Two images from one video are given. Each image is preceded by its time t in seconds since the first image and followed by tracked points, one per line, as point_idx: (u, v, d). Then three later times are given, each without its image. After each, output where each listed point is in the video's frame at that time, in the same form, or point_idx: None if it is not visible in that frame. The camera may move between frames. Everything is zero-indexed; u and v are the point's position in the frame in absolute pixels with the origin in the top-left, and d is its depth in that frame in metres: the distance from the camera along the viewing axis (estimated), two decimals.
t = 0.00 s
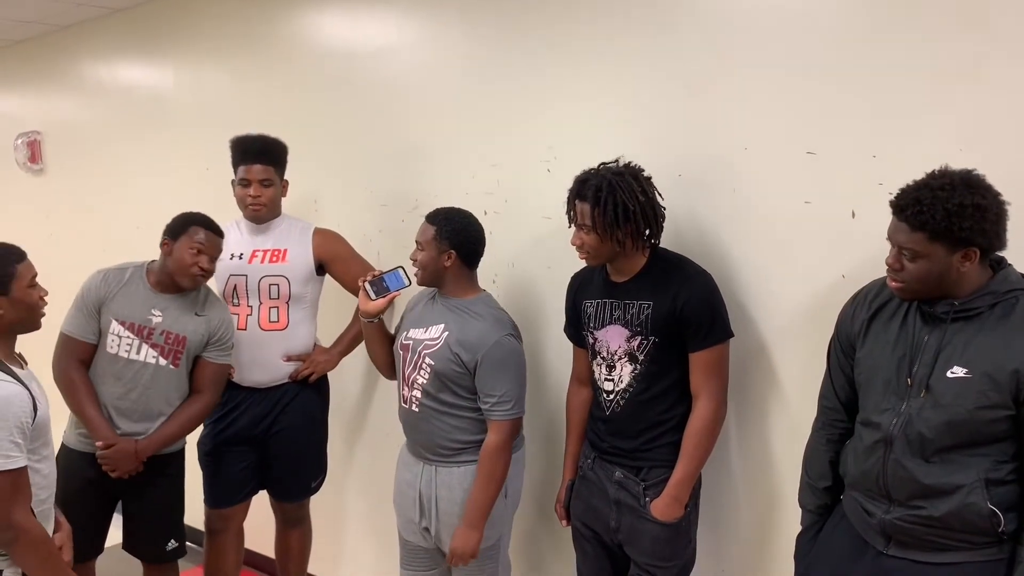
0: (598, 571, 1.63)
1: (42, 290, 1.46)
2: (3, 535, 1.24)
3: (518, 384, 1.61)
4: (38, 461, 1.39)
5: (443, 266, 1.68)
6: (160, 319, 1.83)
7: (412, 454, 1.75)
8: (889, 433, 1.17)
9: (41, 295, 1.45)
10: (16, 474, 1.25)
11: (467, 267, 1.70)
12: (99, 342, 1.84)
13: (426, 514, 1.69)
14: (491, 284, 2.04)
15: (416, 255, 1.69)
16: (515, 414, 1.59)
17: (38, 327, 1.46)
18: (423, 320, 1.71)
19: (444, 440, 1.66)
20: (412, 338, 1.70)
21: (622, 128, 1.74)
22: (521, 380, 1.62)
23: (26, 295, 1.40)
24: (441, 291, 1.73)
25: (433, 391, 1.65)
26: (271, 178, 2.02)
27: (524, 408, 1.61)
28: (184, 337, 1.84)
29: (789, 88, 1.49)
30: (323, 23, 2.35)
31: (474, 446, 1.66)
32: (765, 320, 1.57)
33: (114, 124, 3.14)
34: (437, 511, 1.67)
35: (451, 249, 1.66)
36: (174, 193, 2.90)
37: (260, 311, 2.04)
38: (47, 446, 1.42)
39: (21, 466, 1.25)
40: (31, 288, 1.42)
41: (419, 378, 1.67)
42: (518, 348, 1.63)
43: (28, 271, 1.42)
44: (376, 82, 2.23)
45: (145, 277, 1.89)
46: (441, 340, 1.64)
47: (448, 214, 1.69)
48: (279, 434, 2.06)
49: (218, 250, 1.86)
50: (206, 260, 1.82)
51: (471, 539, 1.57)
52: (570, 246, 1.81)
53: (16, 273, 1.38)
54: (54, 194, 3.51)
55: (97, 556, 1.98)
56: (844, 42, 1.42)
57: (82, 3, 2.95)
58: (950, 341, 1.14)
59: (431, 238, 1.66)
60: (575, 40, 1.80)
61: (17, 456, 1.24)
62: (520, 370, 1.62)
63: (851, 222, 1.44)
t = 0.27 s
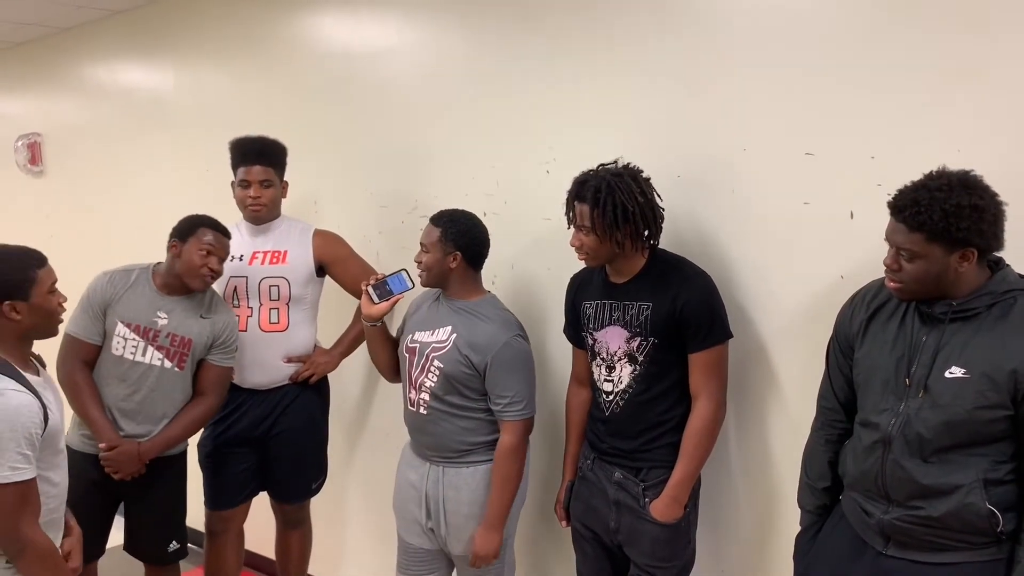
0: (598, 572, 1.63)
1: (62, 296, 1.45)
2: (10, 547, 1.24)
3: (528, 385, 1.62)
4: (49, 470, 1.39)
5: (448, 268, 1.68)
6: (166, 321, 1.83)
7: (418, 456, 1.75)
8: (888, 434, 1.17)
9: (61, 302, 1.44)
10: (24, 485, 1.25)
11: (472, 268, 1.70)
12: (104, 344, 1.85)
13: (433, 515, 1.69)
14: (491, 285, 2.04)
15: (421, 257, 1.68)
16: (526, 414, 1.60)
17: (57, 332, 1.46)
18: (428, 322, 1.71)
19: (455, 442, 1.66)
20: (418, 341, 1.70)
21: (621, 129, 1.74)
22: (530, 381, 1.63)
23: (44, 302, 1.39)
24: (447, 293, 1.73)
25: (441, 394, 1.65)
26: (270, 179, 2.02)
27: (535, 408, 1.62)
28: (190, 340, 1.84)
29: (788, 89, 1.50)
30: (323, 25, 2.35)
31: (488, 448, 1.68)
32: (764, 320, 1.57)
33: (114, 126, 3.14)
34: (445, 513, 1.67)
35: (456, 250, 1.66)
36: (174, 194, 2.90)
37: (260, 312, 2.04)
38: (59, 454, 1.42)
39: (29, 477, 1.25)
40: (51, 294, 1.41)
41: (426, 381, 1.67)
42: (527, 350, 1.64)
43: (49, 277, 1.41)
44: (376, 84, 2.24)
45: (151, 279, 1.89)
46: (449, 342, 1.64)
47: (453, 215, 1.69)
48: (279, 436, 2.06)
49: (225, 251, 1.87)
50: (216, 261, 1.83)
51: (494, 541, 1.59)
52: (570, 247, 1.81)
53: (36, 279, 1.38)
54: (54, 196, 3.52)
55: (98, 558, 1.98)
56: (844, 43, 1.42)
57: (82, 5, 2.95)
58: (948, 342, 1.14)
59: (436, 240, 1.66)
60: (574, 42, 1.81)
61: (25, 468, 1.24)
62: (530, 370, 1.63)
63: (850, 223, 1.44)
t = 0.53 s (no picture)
0: (598, 572, 1.63)
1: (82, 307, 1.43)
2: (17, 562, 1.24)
3: (526, 386, 1.62)
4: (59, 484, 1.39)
5: (441, 270, 1.67)
6: (168, 324, 1.84)
7: (418, 456, 1.75)
8: (886, 434, 1.17)
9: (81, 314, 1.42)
10: (34, 500, 1.25)
11: (466, 271, 1.70)
12: (104, 346, 1.85)
13: (434, 515, 1.69)
14: (490, 286, 2.04)
15: (414, 261, 1.69)
16: (524, 415, 1.60)
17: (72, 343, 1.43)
18: (427, 325, 1.72)
19: (454, 444, 1.66)
20: (417, 344, 1.71)
21: (621, 130, 1.74)
22: (528, 382, 1.63)
23: (64, 314, 1.37)
24: (443, 296, 1.73)
25: (441, 396, 1.66)
26: (270, 180, 2.02)
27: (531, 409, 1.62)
28: (192, 343, 1.85)
29: (787, 90, 1.50)
30: (323, 26, 2.35)
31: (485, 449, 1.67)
32: (763, 321, 1.57)
33: (114, 128, 3.14)
34: (444, 514, 1.67)
35: (449, 253, 1.66)
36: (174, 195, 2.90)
37: (260, 314, 2.04)
38: (69, 465, 1.42)
39: (38, 492, 1.25)
40: (72, 304, 1.39)
41: (426, 384, 1.67)
42: (524, 350, 1.64)
43: (72, 287, 1.39)
44: (375, 85, 2.24)
45: (152, 282, 1.89)
46: (446, 345, 1.64)
47: (445, 218, 1.69)
48: (279, 438, 2.06)
49: (227, 252, 1.87)
50: (217, 263, 1.83)
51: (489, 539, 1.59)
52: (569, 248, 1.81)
53: (59, 289, 1.36)
54: (54, 198, 3.52)
55: (99, 560, 1.98)
56: (844, 43, 1.42)
57: (82, 7, 2.95)
58: (946, 342, 1.14)
59: (427, 244, 1.66)
60: (574, 43, 1.81)
61: (34, 483, 1.24)
62: (527, 371, 1.63)
63: (850, 224, 1.44)
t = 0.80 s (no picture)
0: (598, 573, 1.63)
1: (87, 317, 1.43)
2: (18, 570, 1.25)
3: (512, 382, 1.62)
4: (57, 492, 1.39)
5: (426, 271, 1.68)
6: (167, 326, 1.84)
7: (408, 458, 1.75)
8: (885, 434, 1.17)
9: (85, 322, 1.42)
10: (33, 509, 1.25)
11: (451, 270, 1.70)
12: (104, 348, 1.85)
13: (425, 518, 1.69)
14: (490, 288, 2.04)
15: (399, 262, 1.69)
16: (509, 412, 1.60)
17: (73, 352, 1.42)
18: (413, 326, 1.72)
19: (443, 444, 1.66)
20: (403, 346, 1.70)
21: (620, 131, 1.74)
22: (515, 378, 1.63)
23: (70, 321, 1.37)
24: (428, 297, 1.73)
25: (429, 396, 1.66)
26: (270, 182, 2.03)
27: (517, 407, 1.62)
28: (191, 346, 1.85)
29: (786, 91, 1.50)
30: (322, 28, 2.36)
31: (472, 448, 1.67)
32: (762, 321, 1.57)
33: (114, 130, 3.15)
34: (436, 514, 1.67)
35: (434, 253, 1.67)
36: (174, 197, 2.90)
37: (260, 316, 2.04)
38: (68, 471, 1.42)
39: (38, 500, 1.26)
40: (78, 313, 1.39)
41: (414, 385, 1.67)
42: (510, 347, 1.64)
43: (79, 296, 1.40)
44: (375, 87, 2.24)
45: (152, 284, 1.90)
46: (433, 344, 1.64)
47: (429, 219, 1.70)
48: (279, 439, 2.06)
49: (226, 254, 1.86)
50: (217, 265, 1.83)
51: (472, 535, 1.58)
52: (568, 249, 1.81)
53: (68, 296, 1.36)
54: (54, 200, 3.52)
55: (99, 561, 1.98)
56: (843, 44, 1.42)
57: (82, 10, 2.95)
58: (944, 341, 1.14)
59: (412, 244, 1.67)
60: (573, 44, 1.81)
61: (34, 493, 1.24)
62: (513, 368, 1.62)
63: (848, 225, 1.44)
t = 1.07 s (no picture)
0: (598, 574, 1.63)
1: (66, 314, 1.45)
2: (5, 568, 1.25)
3: (485, 375, 1.63)
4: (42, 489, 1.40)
5: (397, 268, 1.69)
6: (166, 327, 1.84)
7: (383, 460, 1.75)
8: (884, 435, 1.17)
9: (63, 321, 1.43)
10: (18, 507, 1.25)
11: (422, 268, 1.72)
12: (103, 348, 1.85)
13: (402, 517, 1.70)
14: (490, 289, 2.04)
15: (371, 261, 1.70)
16: (484, 404, 1.62)
17: (52, 350, 1.43)
18: (383, 325, 1.72)
19: (418, 442, 1.67)
20: (375, 346, 1.70)
21: (619, 133, 1.75)
22: (488, 372, 1.65)
23: (47, 320, 1.38)
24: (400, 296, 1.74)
25: (403, 395, 1.66)
26: (271, 184, 2.03)
27: (491, 400, 1.64)
28: (190, 347, 1.85)
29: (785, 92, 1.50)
30: (321, 30, 2.36)
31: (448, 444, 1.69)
32: (762, 323, 1.57)
33: (114, 131, 3.15)
34: (414, 514, 1.68)
35: (404, 250, 1.68)
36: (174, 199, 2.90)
37: (261, 317, 2.04)
38: (53, 470, 1.42)
39: (22, 498, 1.25)
40: (56, 310, 1.41)
41: (387, 385, 1.67)
42: (482, 340, 1.66)
43: (56, 294, 1.41)
44: (375, 89, 2.24)
45: (152, 284, 1.90)
46: (405, 342, 1.65)
47: (400, 219, 1.72)
48: (279, 440, 2.06)
49: (226, 256, 1.86)
50: (216, 266, 1.83)
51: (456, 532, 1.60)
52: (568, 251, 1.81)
53: (45, 294, 1.38)
54: (54, 201, 3.52)
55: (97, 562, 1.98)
56: (842, 46, 1.42)
57: (82, 11, 2.96)
58: (942, 343, 1.14)
59: (384, 242, 1.69)
60: (572, 46, 1.81)
61: (18, 489, 1.24)
62: (485, 360, 1.64)
63: (848, 226, 1.44)
